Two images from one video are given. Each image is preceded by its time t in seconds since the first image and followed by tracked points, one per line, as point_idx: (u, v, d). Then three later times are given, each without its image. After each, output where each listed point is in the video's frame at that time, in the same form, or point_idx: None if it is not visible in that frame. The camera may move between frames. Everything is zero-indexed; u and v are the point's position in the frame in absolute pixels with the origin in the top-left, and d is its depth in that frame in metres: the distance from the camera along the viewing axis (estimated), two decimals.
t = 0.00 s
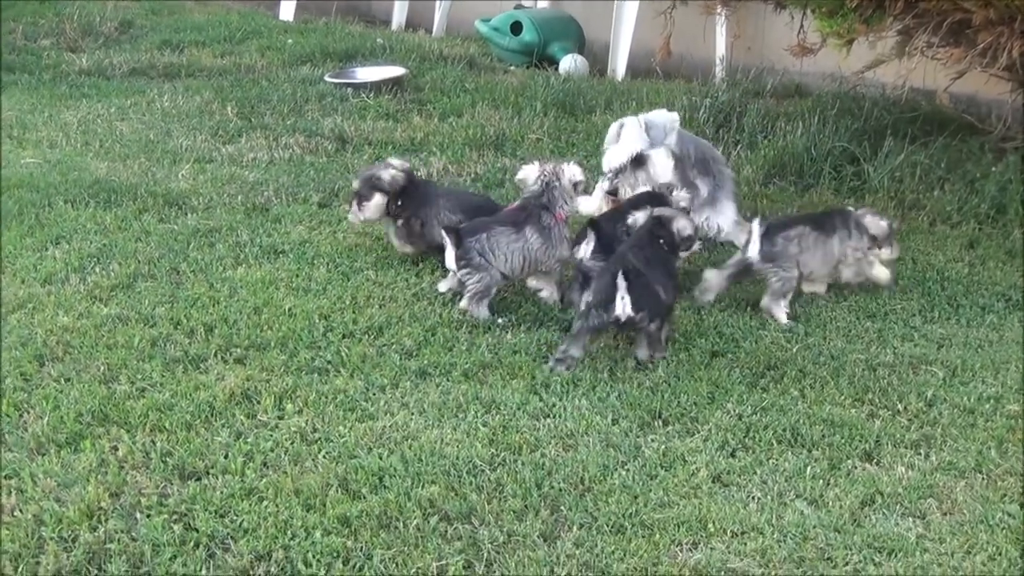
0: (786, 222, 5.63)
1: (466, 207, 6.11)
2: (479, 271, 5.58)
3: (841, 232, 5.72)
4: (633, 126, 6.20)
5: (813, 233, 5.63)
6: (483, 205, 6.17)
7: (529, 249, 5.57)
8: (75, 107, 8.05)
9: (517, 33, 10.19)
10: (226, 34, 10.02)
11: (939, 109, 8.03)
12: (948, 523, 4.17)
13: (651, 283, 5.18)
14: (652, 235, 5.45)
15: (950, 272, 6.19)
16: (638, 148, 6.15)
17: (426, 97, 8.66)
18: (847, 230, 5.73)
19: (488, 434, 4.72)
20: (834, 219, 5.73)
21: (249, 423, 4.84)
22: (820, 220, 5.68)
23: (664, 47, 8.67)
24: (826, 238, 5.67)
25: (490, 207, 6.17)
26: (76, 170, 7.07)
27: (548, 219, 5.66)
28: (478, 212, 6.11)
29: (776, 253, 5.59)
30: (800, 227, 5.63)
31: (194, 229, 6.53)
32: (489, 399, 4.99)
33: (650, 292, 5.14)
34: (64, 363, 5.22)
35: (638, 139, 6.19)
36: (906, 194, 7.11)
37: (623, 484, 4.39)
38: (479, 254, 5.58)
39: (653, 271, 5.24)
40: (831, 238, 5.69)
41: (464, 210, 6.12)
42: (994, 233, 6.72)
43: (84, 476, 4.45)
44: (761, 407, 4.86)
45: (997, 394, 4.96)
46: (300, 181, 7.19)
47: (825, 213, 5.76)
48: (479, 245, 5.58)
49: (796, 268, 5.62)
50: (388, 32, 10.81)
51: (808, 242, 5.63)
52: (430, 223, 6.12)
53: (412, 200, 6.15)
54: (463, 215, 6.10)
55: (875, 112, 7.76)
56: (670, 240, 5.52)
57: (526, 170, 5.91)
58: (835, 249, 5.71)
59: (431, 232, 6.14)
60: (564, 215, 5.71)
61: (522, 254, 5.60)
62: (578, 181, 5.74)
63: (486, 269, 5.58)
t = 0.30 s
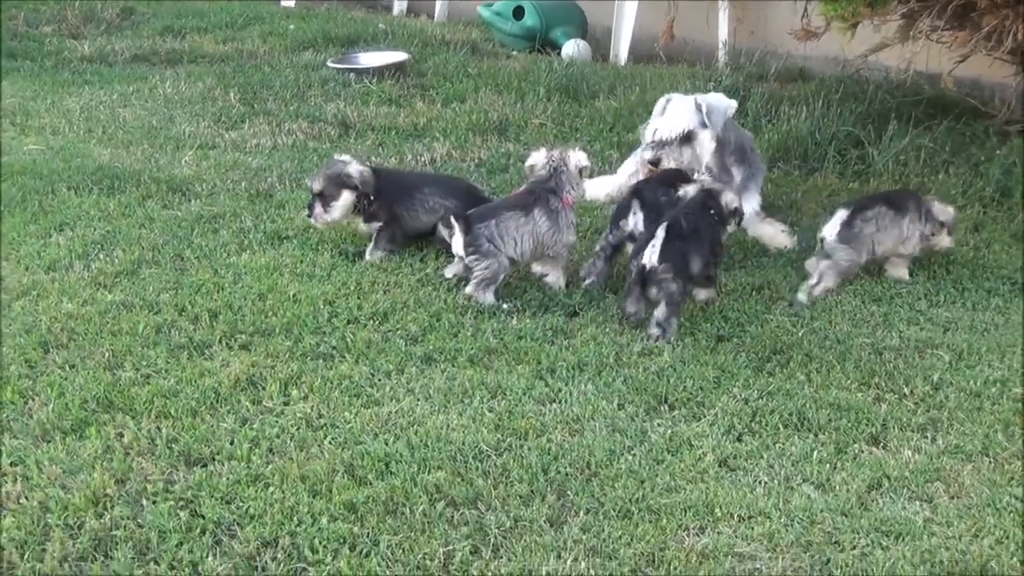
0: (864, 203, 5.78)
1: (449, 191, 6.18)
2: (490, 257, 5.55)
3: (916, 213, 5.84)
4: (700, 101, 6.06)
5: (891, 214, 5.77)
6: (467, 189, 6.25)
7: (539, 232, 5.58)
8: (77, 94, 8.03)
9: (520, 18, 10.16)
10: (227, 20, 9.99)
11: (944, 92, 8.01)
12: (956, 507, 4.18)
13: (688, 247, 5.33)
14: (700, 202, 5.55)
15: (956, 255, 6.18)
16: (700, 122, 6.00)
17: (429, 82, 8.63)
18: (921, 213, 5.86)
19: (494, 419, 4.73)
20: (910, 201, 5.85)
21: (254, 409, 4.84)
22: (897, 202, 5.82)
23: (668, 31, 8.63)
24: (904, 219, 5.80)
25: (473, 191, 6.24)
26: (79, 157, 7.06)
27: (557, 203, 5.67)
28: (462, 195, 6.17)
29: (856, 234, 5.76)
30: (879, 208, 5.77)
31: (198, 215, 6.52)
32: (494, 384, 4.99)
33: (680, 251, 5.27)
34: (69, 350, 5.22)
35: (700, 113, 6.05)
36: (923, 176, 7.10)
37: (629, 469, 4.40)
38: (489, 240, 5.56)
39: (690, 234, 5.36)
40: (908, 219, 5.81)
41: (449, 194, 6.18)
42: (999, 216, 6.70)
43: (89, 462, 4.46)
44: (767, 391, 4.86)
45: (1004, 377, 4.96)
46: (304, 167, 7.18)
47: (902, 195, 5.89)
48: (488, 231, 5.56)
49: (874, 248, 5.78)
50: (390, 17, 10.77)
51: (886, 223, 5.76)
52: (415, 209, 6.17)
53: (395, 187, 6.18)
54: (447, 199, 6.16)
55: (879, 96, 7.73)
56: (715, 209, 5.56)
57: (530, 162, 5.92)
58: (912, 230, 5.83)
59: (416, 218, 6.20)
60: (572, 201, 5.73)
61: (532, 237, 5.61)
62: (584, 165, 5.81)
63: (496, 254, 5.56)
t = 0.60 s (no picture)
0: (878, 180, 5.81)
1: (419, 167, 5.99)
2: (468, 244, 5.52)
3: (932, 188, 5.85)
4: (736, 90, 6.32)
5: (912, 190, 5.78)
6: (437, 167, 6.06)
7: (519, 224, 5.53)
8: (60, 78, 7.96)
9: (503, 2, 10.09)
10: (211, 4, 9.91)
11: (929, 78, 8.00)
12: (940, 493, 4.19)
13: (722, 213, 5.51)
14: (722, 167, 5.75)
15: (941, 242, 6.18)
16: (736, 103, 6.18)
17: (413, 67, 8.58)
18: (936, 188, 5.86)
19: (478, 406, 4.71)
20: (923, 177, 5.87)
21: (238, 395, 4.81)
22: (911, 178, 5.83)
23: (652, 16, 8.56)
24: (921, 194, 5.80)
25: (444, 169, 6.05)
26: (62, 141, 7.00)
27: (543, 196, 5.63)
28: (433, 173, 5.99)
29: (875, 213, 5.79)
30: (897, 185, 5.78)
31: (182, 201, 6.48)
32: (479, 370, 4.98)
33: (717, 220, 5.46)
34: (52, 336, 5.19)
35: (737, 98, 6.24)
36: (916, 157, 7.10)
37: (614, 455, 4.39)
38: (467, 228, 5.50)
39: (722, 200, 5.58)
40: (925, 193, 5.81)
41: (418, 171, 6.00)
42: (984, 203, 6.71)
43: (73, 449, 4.43)
44: (752, 378, 4.86)
45: (988, 364, 4.96)
46: (288, 152, 7.14)
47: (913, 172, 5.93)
48: (467, 218, 5.49)
49: (897, 226, 5.79)
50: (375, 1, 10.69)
51: (905, 200, 5.78)
52: (385, 188, 5.98)
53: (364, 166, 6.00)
54: (417, 176, 5.98)
55: (864, 81, 7.71)
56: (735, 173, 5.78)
57: (515, 160, 5.88)
58: (931, 205, 5.84)
59: (386, 197, 6.00)
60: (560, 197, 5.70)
61: (511, 228, 5.56)
62: (567, 168, 5.77)
63: (473, 243, 5.52)
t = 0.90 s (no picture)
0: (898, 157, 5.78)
1: (401, 170, 5.80)
2: (452, 249, 5.40)
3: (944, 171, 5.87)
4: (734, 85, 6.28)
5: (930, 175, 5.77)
6: (422, 166, 5.85)
7: (503, 225, 5.40)
8: (32, 74, 7.80)
9: None
10: None
11: (919, 65, 7.89)
12: (937, 489, 4.10)
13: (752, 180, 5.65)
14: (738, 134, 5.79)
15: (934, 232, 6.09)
16: (742, 90, 6.17)
17: (395, 58, 8.44)
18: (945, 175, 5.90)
19: (463, 405, 4.59)
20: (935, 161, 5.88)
21: (217, 396, 4.68)
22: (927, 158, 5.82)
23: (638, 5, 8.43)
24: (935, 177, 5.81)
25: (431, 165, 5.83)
26: (35, 139, 6.85)
27: (526, 192, 5.48)
28: (415, 176, 5.79)
29: (894, 190, 5.71)
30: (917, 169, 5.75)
31: (159, 198, 6.34)
32: (464, 368, 4.86)
33: (750, 190, 5.62)
34: (25, 337, 5.05)
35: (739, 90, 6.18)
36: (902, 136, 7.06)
37: (602, 454, 4.28)
38: (451, 233, 5.36)
39: (745, 162, 5.66)
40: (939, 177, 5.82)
41: (399, 174, 5.81)
42: (978, 192, 6.61)
43: (48, 454, 4.29)
44: (743, 373, 4.76)
45: (983, 356, 4.87)
46: (267, 146, 7.00)
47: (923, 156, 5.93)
48: (450, 224, 5.35)
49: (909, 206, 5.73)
50: None
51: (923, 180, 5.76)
52: (362, 189, 5.81)
53: (343, 166, 5.84)
54: (398, 179, 5.79)
55: (855, 69, 7.61)
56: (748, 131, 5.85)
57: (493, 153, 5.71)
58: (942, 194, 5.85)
59: (363, 198, 5.84)
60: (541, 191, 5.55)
61: (496, 229, 5.43)
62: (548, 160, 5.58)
63: (458, 247, 5.39)
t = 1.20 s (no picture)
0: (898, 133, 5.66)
1: (383, 164, 5.62)
2: (451, 262, 5.29)
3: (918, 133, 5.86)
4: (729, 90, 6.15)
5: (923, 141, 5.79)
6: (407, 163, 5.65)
7: (496, 228, 5.28)
8: (11, 69, 7.64)
9: None
10: None
11: (920, 50, 7.74)
12: (941, 486, 3.97)
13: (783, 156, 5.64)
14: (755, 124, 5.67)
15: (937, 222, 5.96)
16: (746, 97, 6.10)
17: (382, 49, 8.28)
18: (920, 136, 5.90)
19: (455, 404, 4.45)
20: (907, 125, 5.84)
21: (202, 397, 4.54)
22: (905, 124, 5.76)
23: None
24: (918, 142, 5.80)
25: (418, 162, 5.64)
26: (13, 135, 6.70)
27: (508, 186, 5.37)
28: (394, 174, 5.60)
29: (914, 167, 5.68)
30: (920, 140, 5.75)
31: (141, 194, 6.19)
32: (455, 366, 4.72)
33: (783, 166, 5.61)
34: (3, 339, 4.90)
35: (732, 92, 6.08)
36: (887, 110, 6.93)
37: (597, 453, 4.15)
38: (447, 249, 5.27)
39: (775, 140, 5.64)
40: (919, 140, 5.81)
41: (380, 172, 5.63)
42: (982, 180, 6.48)
43: (28, 458, 4.15)
44: (742, 368, 4.63)
45: (989, 349, 4.74)
46: (252, 140, 6.85)
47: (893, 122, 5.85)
48: (445, 240, 5.25)
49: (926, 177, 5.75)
50: None
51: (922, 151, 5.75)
52: (341, 184, 5.69)
53: (330, 154, 5.72)
54: (378, 174, 5.62)
55: (854, 56, 7.47)
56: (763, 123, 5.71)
57: (466, 143, 5.58)
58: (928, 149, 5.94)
59: (342, 193, 5.71)
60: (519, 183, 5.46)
61: (489, 233, 5.32)
62: (516, 154, 5.52)
63: (457, 259, 5.29)
